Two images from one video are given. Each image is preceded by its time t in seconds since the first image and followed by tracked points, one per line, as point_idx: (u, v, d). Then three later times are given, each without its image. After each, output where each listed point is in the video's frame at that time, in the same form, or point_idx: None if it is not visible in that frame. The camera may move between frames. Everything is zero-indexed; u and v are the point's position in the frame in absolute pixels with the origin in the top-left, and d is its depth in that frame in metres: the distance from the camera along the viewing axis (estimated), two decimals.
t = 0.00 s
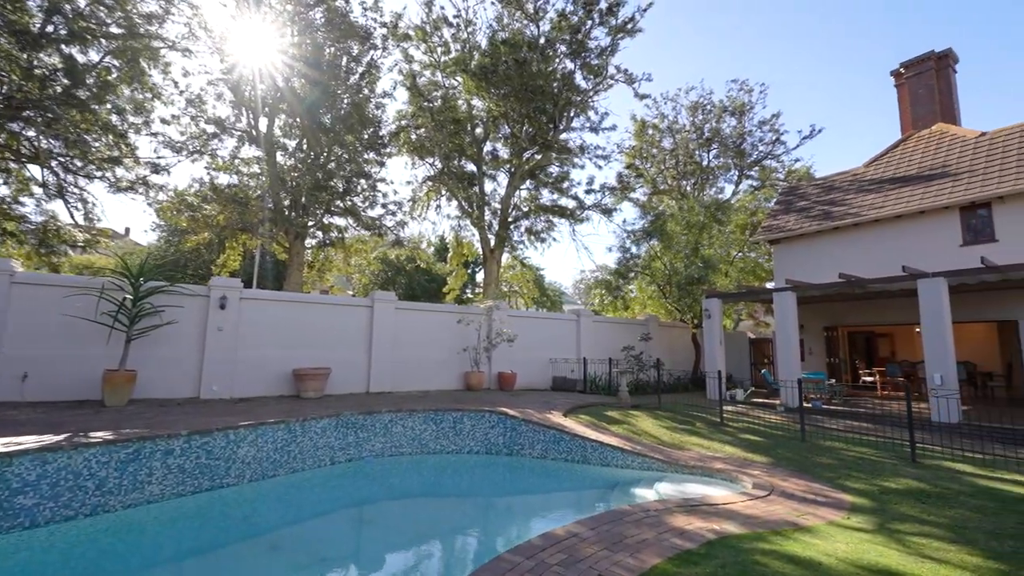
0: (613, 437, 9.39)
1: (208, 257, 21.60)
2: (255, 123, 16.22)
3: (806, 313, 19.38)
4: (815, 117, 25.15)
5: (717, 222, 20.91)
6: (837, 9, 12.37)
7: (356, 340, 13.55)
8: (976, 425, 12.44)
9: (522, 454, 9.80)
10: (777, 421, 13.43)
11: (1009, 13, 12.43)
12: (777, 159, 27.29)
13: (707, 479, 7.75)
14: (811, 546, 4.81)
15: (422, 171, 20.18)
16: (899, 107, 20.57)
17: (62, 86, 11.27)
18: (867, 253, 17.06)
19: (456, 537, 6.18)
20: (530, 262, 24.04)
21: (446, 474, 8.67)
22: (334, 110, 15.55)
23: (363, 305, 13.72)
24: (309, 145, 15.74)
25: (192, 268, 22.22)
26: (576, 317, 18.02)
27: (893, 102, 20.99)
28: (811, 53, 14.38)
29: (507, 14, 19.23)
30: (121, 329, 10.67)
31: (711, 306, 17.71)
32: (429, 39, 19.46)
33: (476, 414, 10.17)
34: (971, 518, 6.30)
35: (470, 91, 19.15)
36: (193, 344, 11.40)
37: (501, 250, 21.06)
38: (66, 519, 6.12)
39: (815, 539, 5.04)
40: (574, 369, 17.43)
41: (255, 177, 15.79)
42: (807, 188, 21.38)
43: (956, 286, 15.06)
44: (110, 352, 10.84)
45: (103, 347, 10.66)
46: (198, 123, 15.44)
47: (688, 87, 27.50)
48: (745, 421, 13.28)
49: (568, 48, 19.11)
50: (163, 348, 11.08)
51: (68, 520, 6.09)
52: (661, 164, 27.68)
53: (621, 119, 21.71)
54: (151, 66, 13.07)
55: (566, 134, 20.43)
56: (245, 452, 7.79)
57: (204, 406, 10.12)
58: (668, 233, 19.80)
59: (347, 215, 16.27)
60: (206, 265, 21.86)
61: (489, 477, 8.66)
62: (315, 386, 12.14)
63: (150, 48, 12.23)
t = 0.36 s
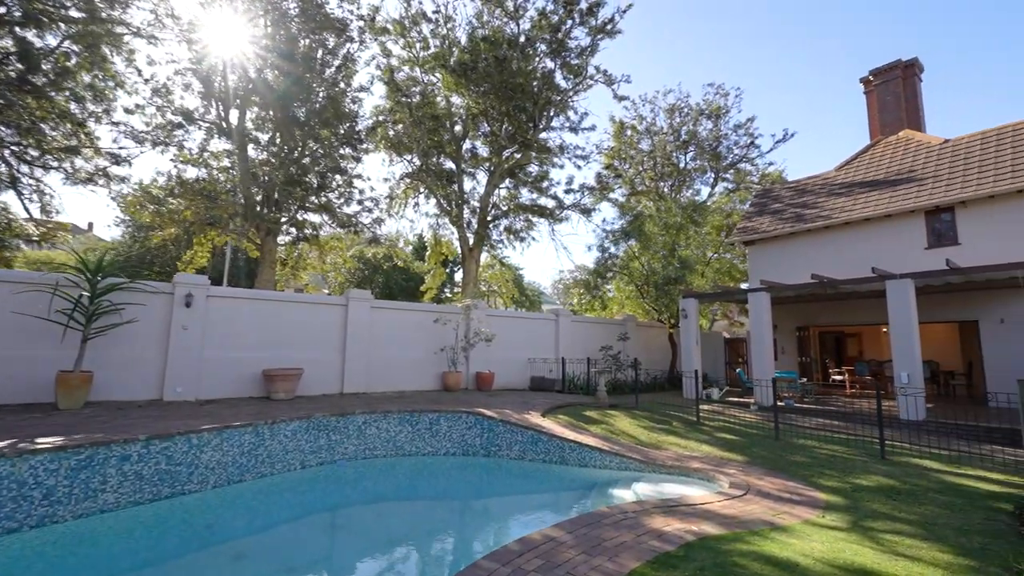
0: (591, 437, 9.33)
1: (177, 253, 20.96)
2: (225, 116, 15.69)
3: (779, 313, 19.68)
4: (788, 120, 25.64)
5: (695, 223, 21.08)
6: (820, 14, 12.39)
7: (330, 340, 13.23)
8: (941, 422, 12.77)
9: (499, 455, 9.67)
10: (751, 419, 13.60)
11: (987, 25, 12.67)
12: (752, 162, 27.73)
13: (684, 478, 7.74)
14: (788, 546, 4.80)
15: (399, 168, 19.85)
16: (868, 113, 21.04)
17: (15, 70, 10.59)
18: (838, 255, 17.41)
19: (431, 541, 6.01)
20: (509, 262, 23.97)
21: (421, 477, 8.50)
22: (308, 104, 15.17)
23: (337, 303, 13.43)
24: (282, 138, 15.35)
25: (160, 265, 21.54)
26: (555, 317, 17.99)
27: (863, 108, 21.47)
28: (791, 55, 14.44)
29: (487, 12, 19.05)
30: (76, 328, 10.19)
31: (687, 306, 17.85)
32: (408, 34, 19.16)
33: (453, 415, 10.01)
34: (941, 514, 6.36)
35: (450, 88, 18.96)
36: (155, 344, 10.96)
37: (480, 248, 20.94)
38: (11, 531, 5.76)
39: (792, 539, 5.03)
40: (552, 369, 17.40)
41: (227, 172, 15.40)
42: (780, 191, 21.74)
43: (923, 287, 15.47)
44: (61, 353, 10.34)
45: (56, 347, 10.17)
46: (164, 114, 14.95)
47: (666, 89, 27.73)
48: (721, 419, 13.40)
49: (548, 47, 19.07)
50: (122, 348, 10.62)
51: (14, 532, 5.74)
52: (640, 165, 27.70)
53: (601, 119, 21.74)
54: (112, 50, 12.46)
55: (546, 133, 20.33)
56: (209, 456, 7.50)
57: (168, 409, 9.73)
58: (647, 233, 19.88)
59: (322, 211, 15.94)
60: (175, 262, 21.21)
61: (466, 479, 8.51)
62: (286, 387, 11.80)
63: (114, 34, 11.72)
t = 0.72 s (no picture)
0: (566, 437, 9.22)
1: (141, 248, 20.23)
2: (188, 105, 14.78)
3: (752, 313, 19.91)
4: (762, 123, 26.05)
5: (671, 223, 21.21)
6: (799, 14, 12.44)
7: (299, 339, 12.86)
8: (905, 419, 13.05)
9: (472, 457, 9.51)
10: (724, 417, 13.70)
11: (958, 35, 12.93)
12: (727, 164, 28.08)
13: (658, 478, 7.68)
14: (761, 547, 4.74)
15: (374, 163, 19.49)
16: (837, 118, 21.51)
17: None
18: (808, 255, 17.72)
19: (398, 547, 5.82)
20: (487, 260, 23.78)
21: (391, 480, 8.28)
22: (277, 95, 14.89)
23: (307, 301, 13.07)
24: (251, 129, 15.03)
25: (123, 260, 20.74)
26: (532, 317, 17.88)
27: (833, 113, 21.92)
28: (771, 57, 14.48)
29: (465, 7, 18.83)
30: (20, 326, 9.58)
31: (663, 305, 17.91)
32: (384, 26, 18.80)
33: (425, 416, 9.80)
34: (910, 511, 6.41)
35: (426, 83, 18.70)
36: (108, 343, 10.45)
37: (456, 246, 20.76)
38: None
39: (765, 540, 4.98)
40: (528, 369, 17.27)
41: (193, 164, 14.91)
42: (753, 193, 22.00)
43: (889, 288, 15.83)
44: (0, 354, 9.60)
45: None
46: (123, 101, 13.92)
47: (643, 90, 27.85)
48: (694, 418, 13.46)
49: (527, 45, 18.94)
50: (72, 347, 10.07)
51: None
52: (617, 165, 27.75)
53: (579, 118, 21.68)
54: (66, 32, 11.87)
55: (525, 131, 20.17)
56: (163, 462, 7.15)
57: (123, 411, 9.27)
58: (624, 233, 19.91)
59: (293, 206, 15.53)
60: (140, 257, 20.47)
61: (438, 481, 8.34)
62: (250, 388, 11.38)
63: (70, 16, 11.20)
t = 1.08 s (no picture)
0: (539, 439, 9.07)
1: (100, 242, 19.38)
2: (147, 92, 14.25)
3: (725, 314, 20.10)
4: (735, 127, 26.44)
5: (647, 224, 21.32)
6: (773, 18, 12.52)
7: (263, 338, 12.45)
8: (870, 418, 13.32)
9: (443, 460, 9.31)
10: (697, 417, 13.77)
11: (940, 47, 12.81)
12: (701, 167, 28.40)
13: (631, 480, 7.60)
14: (733, 552, 4.67)
15: (347, 158, 19.08)
16: (807, 124, 21.91)
17: None
18: (778, 257, 17.99)
19: (359, 556, 5.58)
20: (463, 259, 23.45)
21: (357, 485, 8.02)
22: (243, 85, 14.29)
23: (273, 298, 12.68)
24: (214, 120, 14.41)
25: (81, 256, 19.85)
26: (506, 317, 17.74)
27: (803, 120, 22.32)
28: (747, 59, 14.48)
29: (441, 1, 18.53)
30: None
31: (638, 305, 17.94)
32: (357, 19, 18.45)
33: (394, 418, 9.54)
34: (878, 511, 6.44)
35: (401, 78, 18.37)
36: (54, 341, 9.91)
37: (431, 245, 20.48)
38: None
39: (737, 544, 4.91)
40: (503, 369, 17.13)
41: (154, 156, 14.39)
42: (727, 195, 22.25)
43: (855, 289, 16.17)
44: None
45: None
46: (76, 87, 13.28)
47: (620, 92, 27.93)
48: (668, 417, 13.48)
49: (504, 42, 18.77)
50: (14, 346, 9.51)
51: None
52: (593, 166, 27.79)
53: (556, 118, 21.59)
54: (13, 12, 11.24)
55: (501, 129, 20.15)
56: (106, 470, 6.75)
57: (70, 415, 8.77)
58: (600, 233, 19.92)
59: (260, 201, 14.85)
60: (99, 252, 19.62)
61: (407, 486, 8.12)
62: (209, 390, 10.90)
63: None
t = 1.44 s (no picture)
0: (512, 441, 8.91)
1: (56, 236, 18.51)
2: (101, 78, 13.66)
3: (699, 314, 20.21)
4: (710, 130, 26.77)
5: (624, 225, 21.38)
6: (749, 20, 12.59)
7: (226, 337, 11.99)
8: (838, 417, 13.54)
9: (413, 463, 9.06)
10: (670, 417, 13.80)
11: (914, 50, 12.93)
12: (676, 169, 28.71)
13: (605, 483, 7.50)
14: (706, 557, 4.57)
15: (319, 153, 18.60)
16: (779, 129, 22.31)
17: None
18: (750, 259, 18.22)
19: (318, 563, 5.32)
20: (438, 257, 23.19)
21: (322, 491, 7.73)
22: (208, 73, 13.34)
23: (236, 296, 12.24)
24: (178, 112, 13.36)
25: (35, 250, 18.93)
26: (482, 316, 17.57)
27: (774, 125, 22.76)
28: (723, 61, 14.51)
29: None
30: None
31: (613, 306, 17.91)
32: (331, 10, 18.04)
33: (362, 421, 9.28)
34: (846, 508, 6.46)
35: (376, 72, 18.00)
36: None
37: (405, 243, 20.15)
38: None
39: (711, 549, 4.82)
40: (477, 369, 16.86)
41: (112, 146, 13.78)
42: (701, 196, 22.49)
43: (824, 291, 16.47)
44: None
45: None
46: (25, 70, 12.66)
47: (597, 93, 27.99)
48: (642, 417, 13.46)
49: (481, 38, 18.55)
50: None
51: None
52: (570, 167, 27.73)
53: (534, 117, 21.46)
54: None
55: (478, 126, 20.05)
56: (45, 479, 6.31)
57: (12, 420, 8.25)
58: (577, 232, 19.90)
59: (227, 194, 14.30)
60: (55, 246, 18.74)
61: (375, 492, 7.86)
62: (165, 392, 10.34)
63: None
